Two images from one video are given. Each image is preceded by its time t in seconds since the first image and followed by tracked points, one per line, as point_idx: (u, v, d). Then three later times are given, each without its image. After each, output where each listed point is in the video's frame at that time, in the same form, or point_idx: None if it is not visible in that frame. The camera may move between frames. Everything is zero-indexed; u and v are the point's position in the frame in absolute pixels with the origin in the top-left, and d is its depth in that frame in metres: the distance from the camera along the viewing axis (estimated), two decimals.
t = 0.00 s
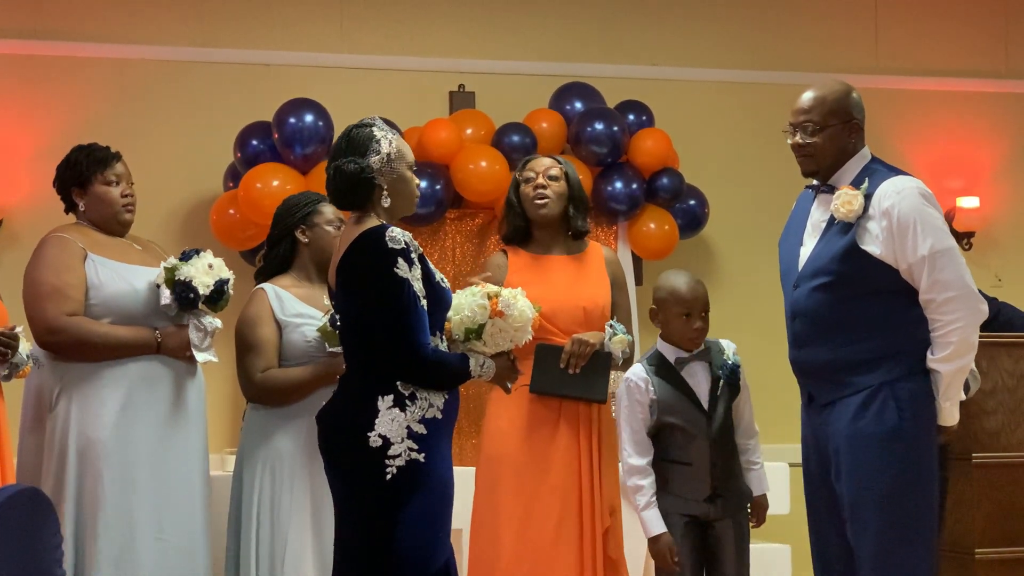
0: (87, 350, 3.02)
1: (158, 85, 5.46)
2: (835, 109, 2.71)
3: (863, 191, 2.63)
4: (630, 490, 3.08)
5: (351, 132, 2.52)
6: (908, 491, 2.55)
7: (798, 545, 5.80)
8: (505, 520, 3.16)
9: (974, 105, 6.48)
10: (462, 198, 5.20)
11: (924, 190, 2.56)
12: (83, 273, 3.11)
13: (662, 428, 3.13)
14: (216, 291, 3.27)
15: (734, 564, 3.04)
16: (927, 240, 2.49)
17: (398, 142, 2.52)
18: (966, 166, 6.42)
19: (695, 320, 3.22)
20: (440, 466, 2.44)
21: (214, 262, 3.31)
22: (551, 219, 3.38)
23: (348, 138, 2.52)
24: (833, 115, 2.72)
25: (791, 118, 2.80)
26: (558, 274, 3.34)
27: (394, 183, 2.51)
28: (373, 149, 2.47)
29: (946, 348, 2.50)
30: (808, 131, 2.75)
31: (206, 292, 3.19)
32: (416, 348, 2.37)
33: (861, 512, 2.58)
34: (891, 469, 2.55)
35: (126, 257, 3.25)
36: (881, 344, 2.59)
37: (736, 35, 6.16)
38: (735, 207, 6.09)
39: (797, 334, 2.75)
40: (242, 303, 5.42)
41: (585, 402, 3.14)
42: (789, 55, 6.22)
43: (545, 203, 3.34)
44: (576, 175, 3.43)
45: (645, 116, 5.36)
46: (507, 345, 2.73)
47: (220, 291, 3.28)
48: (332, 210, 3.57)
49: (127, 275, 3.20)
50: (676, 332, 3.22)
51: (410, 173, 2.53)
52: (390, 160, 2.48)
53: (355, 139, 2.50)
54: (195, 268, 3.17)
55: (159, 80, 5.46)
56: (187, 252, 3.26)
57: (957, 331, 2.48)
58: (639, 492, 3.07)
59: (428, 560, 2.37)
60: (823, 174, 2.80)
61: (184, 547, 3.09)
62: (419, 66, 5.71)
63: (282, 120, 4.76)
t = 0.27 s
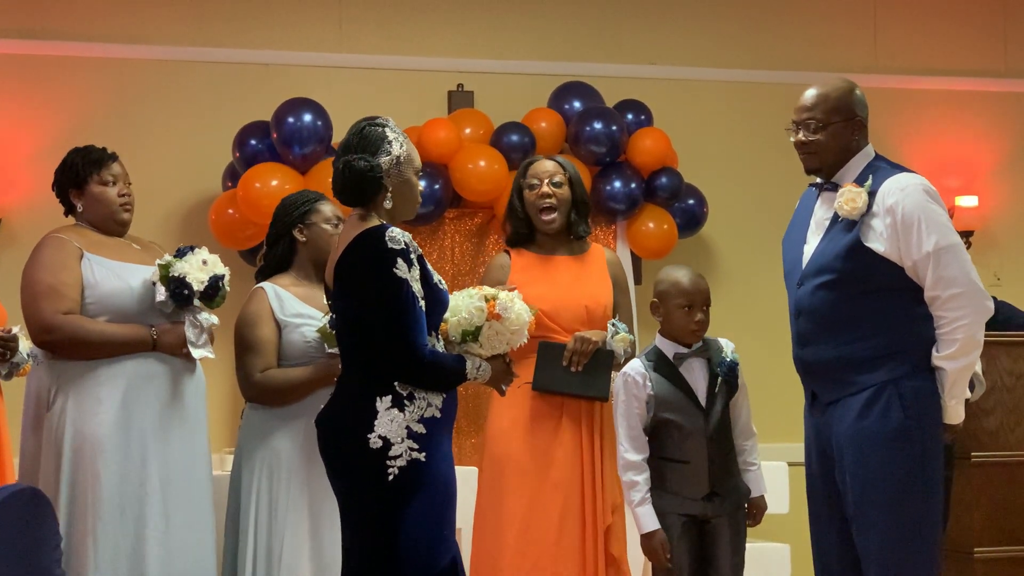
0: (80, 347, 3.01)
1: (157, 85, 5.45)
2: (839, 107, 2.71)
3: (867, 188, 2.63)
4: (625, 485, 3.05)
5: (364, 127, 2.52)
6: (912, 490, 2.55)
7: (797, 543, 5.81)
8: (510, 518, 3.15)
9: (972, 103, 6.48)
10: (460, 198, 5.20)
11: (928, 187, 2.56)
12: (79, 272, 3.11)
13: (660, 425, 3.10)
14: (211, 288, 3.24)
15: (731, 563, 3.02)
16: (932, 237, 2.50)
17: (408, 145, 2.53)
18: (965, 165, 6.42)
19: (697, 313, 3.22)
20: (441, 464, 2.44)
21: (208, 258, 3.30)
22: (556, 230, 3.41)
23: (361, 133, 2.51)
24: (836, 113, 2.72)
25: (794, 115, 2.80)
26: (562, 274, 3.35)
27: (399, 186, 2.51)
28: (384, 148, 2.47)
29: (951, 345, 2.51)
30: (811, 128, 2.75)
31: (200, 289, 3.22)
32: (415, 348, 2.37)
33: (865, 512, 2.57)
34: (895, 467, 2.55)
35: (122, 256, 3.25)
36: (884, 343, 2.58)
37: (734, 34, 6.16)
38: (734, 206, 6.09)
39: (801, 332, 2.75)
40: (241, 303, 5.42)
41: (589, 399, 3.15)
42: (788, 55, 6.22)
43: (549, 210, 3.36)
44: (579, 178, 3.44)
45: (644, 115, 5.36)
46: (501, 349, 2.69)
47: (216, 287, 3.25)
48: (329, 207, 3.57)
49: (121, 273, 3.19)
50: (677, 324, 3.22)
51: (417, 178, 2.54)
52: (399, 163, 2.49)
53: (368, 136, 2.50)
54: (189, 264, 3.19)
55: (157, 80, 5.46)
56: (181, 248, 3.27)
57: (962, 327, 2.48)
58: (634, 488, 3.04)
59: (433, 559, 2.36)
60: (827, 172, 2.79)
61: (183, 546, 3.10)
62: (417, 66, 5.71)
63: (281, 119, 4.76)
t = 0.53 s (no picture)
0: (71, 345, 3.02)
1: (155, 85, 5.45)
2: (837, 106, 2.71)
3: (868, 187, 2.64)
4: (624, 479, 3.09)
5: (356, 130, 2.51)
6: (916, 490, 2.54)
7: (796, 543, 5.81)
8: (512, 515, 3.15)
9: (971, 103, 6.48)
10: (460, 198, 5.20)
11: (930, 185, 2.56)
12: (75, 272, 3.12)
13: (662, 421, 3.12)
14: (204, 286, 3.22)
15: (729, 564, 3.00)
16: (933, 234, 2.49)
17: (401, 143, 2.53)
18: (964, 164, 6.42)
19: (703, 310, 3.20)
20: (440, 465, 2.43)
21: (202, 257, 3.28)
22: (560, 232, 3.41)
23: (354, 135, 2.50)
24: (836, 112, 2.71)
25: (794, 116, 2.80)
26: (566, 274, 3.35)
27: (397, 184, 2.51)
28: (380, 148, 2.47)
29: (955, 343, 2.49)
30: (811, 129, 2.75)
31: (194, 288, 3.20)
32: (414, 348, 2.37)
33: (869, 512, 2.57)
34: (899, 468, 2.55)
35: (120, 256, 3.24)
36: (887, 342, 2.58)
37: (733, 34, 6.16)
38: (733, 206, 6.09)
39: (805, 332, 2.76)
40: (240, 303, 5.41)
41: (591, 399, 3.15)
42: (787, 54, 6.22)
43: (555, 219, 3.35)
44: (580, 180, 3.42)
45: (643, 115, 5.36)
46: (505, 345, 2.69)
47: (210, 285, 3.23)
48: (328, 207, 3.57)
49: (115, 272, 3.19)
50: (684, 322, 3.21)
51: (412, 175, 2.54)
52: (394, 161, 2.48)
53: (360, 138, 2.49)
54: (183, 263, 3.17)
55: (155, 80, 5.45)
56: (176, 247, 3.25)
57: (966, 325, 2.47)
58: (632, 482, 3.07)
59: (428, 560, 2.37)
60: (829, 171, 2.79)
61: (178, 545, 3.08)
62: (417, 66, 5.71)
63: (280, 119, 4.75)
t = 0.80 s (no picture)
0: (64, 344, 3.01)
1: (154, 86, 5.45)
2: (836, 107, 2.71)
3: (867, 187, 2.63)
4: (629, 477, 3.15)
5: (365, 128, 2.53)
6: (920, 491, 2.54)
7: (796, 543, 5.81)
8: (514, 513, 3.15)
9: (970, 103, 6.49)
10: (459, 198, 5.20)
11: (929, 183, 2.55)
12: (71, 270, 3.12)
13: (665, 420, 3.14)
14: (199, 285, 3.22)
15: (734, 563, 3.01)
16: (933, 232, 2.47)
17: (409, 146, 2.54)
18: (963, 164, 6.42)
19: (706, 311, 3.24)
20: (440, 465, 2.43)
21: (197, 257, 3.27)
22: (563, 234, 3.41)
23: (363, 133, 2.51)
24: (833, 114, 2.71)
25: (793, 118, 2.80)
26: (567, 275, 3.35)
27: (400, 186, 2.51)
28: (387, 149, 2.48)
29: (958, 341, 2.47)
30: (810, 131, 2.75)
31: (187, 288, 3.20)
32: (413, 348, 2.37)
33: (875, 514, 2.58)
34: (904, 470, 2.54)
35: (119, 256, 3.25)
36: (889, 342, 2.58)
37: (732, 34, 6.16)
38: (733, 206, 6.09)
39: (808, 333, 2.77)
40: (239, 303, 5.41)
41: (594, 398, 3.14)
42: (786, 54, 6.22)
43: (558, 220, 3.34)
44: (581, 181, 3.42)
45: (642, 115, 5.36)
46: (501, 349, 2.69)
47: (204, 285, 3.22)
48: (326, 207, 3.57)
49: (111, 271, 3.19)
50: (688, 323, 3.25)
51: (416, 179, 2.54)
52: (399, 164, 2.49)
53: (370, 137, 2.50)
54: (177, 263, 3.18)
55: (154, 81, 5.45)
56: (172, 247, 3.26)
57: (967, 323, 2.45)
58: (637, 480, 3.12)
59: (429, 560, 2.36)
60: (829, 172, 2.79)
61: (174, 544, 3.08)
62: (416, 65, 5.71)
63: (279, 119, 4.75)
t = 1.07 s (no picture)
0: (60, 344, 3.02)
1: (153, 86, 5.45)
2: (835, 108, 2.71)
3: (864, 188, 2.63)
4: (632, 474, 3.16)
5: (353, 131, 2.51)
6: (919, 492, 2.53)
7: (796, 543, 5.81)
8: (515, 512, 3.14)
9: (969, 104, 6.49)
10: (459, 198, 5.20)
11: (926, 185, 2.55)
12: (69, 271, 3.13)
13: (675, 418, 3.13)
14: (194, 286, 3.18)
15: (740, 564, 3.02)
16: (928, 235, 2.48)
17: (398, 144, 2.52)
18: (962, 165, 6.43)
19: (710, 321, 3.19)
20: (439, 466, 2.43)
21: (193, 258, 3.26)
22: (558, 227, 3.40)
23: (351, 136, 2.50)
24: (833, 114, 2.71)
25: (792, 118, 2.81)
26: (568, 273, 3.34)
27: (393, 185, 2.51)
28: (375, 149, 2.47)
29: (954, 343, 2.47)
30: (809, 132, 2.75)
31: (183, 288, 3.18)
32: (412, 348, 2.36)
33: (873, 515, 2.58)
34: (901, 471, 2.54)
35: (117, 257, 3.25)
36: (887, 343, 2.58)
37: (731, 35, 6.16)
38: (732, 206, 6.09)
39: (806, 334, 2.77)
40: (238, 303, 5.41)
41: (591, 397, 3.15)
42: (786, 55, 6.22)
43: (553, 213, 3.35)
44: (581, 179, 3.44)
45: (641, 116, 5.36)
46: (503, 345, 2.71)
47: (200, 286, 3.19)
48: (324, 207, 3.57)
49: (107, 272, 3.18)
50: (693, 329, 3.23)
51: (409, 176, 2.53)
52: (390, 162, 2.48)
53: (358, 139, 2.49)
54: (173, 262, 3.17)
55: (154, 81, 5.45)
56: (170, 247, 3.26)
57: (963, 325, 2.45)
58: (640, 477, 3.14)
59: (428, 560, 2.37)
60: (827, 173, 2.80)
61: (170, 543, 3.08)
62: (416, 66, 5.71)
63: (279, 120, 4.75)
